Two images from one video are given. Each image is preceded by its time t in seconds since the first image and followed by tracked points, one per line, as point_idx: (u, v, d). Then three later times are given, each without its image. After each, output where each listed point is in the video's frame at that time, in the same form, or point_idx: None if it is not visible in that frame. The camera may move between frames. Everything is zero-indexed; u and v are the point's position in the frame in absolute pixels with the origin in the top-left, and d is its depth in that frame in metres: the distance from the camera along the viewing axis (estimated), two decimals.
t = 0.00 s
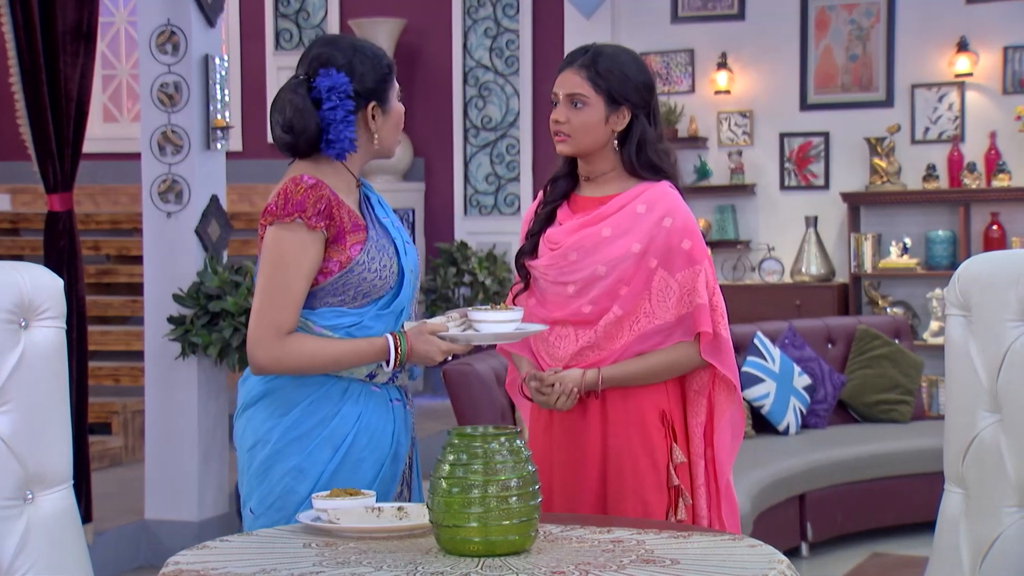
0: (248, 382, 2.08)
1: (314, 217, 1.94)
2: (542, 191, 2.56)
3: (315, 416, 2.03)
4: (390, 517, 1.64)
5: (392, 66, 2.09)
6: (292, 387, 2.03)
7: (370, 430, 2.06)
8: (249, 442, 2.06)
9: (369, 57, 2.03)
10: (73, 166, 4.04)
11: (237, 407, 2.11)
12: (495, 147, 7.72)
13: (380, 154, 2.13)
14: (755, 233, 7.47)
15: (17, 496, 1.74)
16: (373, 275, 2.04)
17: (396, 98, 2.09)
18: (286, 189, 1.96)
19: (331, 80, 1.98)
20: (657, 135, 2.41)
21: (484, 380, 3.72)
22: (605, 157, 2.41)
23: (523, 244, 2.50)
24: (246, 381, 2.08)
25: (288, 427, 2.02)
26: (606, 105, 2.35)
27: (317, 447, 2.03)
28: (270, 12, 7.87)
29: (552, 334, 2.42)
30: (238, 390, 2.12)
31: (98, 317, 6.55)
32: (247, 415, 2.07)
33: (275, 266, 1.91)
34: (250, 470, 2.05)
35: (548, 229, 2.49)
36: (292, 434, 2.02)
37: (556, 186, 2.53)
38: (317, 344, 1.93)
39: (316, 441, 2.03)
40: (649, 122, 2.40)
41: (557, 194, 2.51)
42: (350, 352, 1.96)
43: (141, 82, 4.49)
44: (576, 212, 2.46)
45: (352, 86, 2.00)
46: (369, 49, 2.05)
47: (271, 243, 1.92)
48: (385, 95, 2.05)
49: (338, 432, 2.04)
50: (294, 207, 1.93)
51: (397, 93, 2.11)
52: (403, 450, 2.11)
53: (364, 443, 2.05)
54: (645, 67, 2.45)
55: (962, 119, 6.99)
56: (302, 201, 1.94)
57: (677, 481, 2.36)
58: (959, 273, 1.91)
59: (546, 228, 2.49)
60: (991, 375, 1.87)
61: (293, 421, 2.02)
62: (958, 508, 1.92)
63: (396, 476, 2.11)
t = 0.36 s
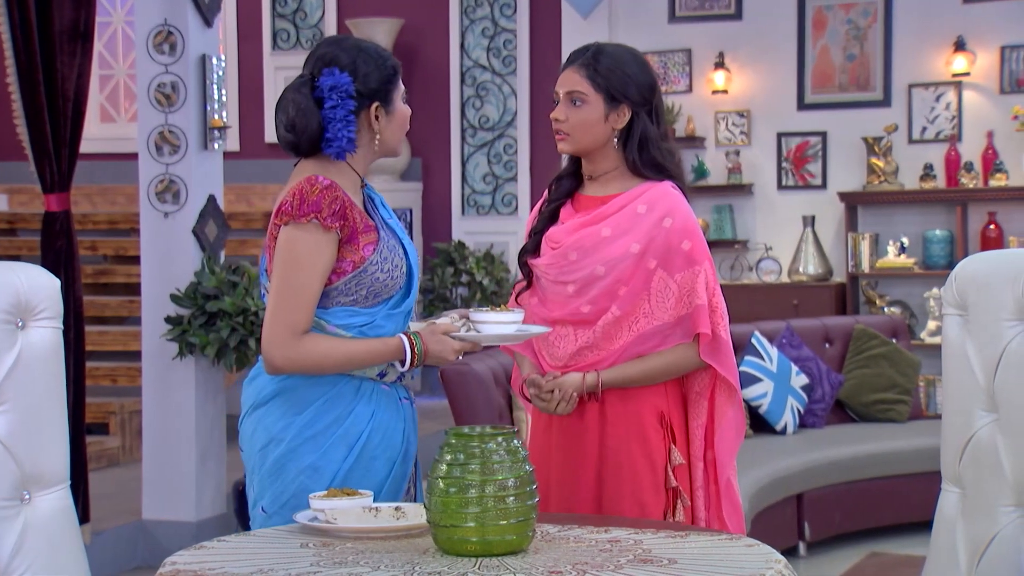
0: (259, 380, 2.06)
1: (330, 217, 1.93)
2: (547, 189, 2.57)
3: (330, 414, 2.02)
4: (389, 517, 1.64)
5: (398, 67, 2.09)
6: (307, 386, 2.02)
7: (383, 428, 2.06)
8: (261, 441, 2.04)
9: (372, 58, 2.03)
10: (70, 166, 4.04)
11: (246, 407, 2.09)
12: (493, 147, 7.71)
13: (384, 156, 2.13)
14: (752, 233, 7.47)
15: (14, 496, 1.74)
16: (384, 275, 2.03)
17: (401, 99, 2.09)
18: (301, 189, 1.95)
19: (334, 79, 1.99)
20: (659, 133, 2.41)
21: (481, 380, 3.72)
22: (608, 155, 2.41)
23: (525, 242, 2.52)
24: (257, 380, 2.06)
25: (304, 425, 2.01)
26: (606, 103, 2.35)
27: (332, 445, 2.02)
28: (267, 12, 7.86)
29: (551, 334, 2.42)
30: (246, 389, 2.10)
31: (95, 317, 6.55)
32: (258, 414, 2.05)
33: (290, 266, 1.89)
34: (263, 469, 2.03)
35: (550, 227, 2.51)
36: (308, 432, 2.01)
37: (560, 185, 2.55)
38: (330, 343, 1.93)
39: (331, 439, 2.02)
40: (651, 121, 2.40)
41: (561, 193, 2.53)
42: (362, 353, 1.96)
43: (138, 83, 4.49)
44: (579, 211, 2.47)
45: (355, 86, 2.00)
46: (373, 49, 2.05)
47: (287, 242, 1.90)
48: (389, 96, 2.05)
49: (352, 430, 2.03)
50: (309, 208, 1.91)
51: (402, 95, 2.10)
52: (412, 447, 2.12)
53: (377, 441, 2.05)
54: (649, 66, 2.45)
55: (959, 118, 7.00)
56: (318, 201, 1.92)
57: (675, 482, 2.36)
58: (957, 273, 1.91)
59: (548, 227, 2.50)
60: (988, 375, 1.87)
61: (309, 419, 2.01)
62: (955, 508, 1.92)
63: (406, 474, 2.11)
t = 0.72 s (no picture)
0: (258, 378, 2.05)
1: (321, 218, 1.93)
2: (545, 188, 2.57)
3: (327, 415, 2.01)
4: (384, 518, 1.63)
5: (399, 77, 2.03)
6: (304, 386, 2.01)
7: (381, 429, 2.05)
8: (259, 440, 2.04)
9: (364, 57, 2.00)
10: (67, 165, 4.03)
11: (245, 406, 2.08)
12: (491, 147, 7.70)
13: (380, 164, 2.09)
14: (751, 233, 7.46)
15: (6, 498, 1.73)
16: (381, 275, 2.03)
17: (397, 109, 2.03)
18: (292, 191, 1.95)
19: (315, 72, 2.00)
20: (659, 132, 2.40)
21: (478, 380, 3.70)
22: (607, 155, 2.41)
23: (523, 241, 2.52)
24: (256, 378, 2.05)
25: (300, 425, 2.00)
26: (606, 101, 2.34)
27: (329, 445, 2.01)
28: (266, 12, 7.86)
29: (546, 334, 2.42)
30: (246, 389, 2.09)
31: (94, 317, 6.54)
32: (256, 414, 2.05)
33: (283, 269, 1.89)
34: (260, 468, 2.03)
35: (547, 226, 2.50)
36: (304, 432, 2.01)
37: (558, 185, 2.55)
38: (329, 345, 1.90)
39: (328, 439, 2.01)
40: (651, 119, 2.40)
41: (559, 192, 2.52)
42: (366, 358, 1.93)
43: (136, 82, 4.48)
44: (576, 210, 2.47)
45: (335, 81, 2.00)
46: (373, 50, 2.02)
47: (280, 246, 1.91)
48: (376, 101, 2.00)
49: (349, 431, 2.02)
50: (301, 209, 1.92)
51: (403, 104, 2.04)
52: (410, 446, 2.11)
53: (374, 442, 2.04)
54: (649, 66, 2.45)
55: (958, 118, 7.00)
56: (309, 202, 1.93)
57: (669, 485, 2.35)
58: (952, 272, 1.91)
59: (545, 226, 2.50)
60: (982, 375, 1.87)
61: (305, 419, 2.01)
62: (949, 509, 1.92)
63: (404, 475, 2.10)
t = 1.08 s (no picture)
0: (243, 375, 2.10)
1: (296, 220, 1.95)
2: (545, 187, 2.56)
3: (289, 412, 2.01)
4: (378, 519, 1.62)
5: (388, 91, 1.98)
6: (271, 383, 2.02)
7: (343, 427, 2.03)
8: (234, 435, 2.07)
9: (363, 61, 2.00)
10: (69, 165, 4.03)
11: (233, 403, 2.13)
12: (496, 147, 7.69)
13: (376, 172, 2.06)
14: (756, 233, 7.45)
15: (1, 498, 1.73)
16: (354, 276, 2.00)
17: (377, 122, 1.98)
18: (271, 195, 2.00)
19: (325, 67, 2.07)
20: (662, 131, 2.40)
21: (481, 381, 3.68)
22: (611, 154, 2.40)
23: (523, 239, 2.51)
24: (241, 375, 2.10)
25: (262, 421, 2.02)
26: (612, 100, 2.34)
27: (288, 442, 2.01)
28: (271, 12, 7.86)
29: (546, 332, 2.41)
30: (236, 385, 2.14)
31: (98, 317, 6.54)
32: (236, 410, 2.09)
33: (260, 271, 1.93)
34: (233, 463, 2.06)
35: (546, 225, 2.49)
36: (267, 428, 2.02)
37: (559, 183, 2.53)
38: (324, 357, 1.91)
39: (289, 436, 2.01)
40: (656, 118, 2.39)
41: (560, 191, 2.51)
42: (358, 384, 1.90)
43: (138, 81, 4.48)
44: (577, 208, 2.45)
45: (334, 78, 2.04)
46: (378, 57, 2.00)
47: (258, 249, 1.96)
48: (356, 110, 1.99)
49: (310, 429, 2.02)
50: (275, 212, 1.95)
51: (387, 120, 1.98)
52: (383, 449, 2.07)
53: (337, 441, 2.03)
54: (654, 64, 2.44)
55: (964, 118, 6.97)
56: (283, 204, 1.96)
57: (668, 486, 2.34)
58: (951, 272, 1.90)
59: (545, 224, 2.49)
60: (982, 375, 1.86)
61: (268, 416, 2.02)
62: (948, 510, 1.90)
63: (375, 477, 2.07)
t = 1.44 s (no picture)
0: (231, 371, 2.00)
1: (308, 218, 1.83)
2: (547, 186, 2.55)
3: (263, 414, 1.89)
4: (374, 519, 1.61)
5: (395, 70, 1.89)
6: (250, 381, 1.91)
7: (319, 434, 1.88)
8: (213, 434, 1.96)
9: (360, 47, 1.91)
10: (73, 164, 4.03)
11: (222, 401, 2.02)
12: (503, 147, 7.67)
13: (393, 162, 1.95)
14: (764, 233, 7.42)
15: None
16: (338, 282, 1.87)
17: (391, 102, 1.88)
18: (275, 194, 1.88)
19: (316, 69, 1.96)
20: (670, 130, 2.40)
21: (485, 380, 3.66)
22: (620, 153, 2.39)
23: (525, 238, 2.48)
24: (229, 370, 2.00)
25: (237, 422, 1.90)
26: (621, 100, 2.34)
27: (260, 445, 1.88)
28: (278, 12, 7.86)
29: (553, 330, 2.39)
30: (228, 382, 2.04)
31: (104, 317, 6.55)
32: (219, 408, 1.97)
33: (280, 274, 1.81)
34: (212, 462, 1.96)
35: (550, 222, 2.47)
36: (242, 429, 1.90)
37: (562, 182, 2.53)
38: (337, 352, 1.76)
39: (262, 439, 1.89)
40: (663, 117, 2.39)
41: (564, 189, 2.50)
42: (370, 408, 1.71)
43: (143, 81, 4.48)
44: (583, 205, 2.44)
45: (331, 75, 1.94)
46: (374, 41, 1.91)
47: (276, 250, 1.83)
48: (366, 94, 1.88)
49: (283, 434, 1.88)
50: (285, 209, 1.82)
51: (400, 98, 1.89)
52: (359, 461, 1.90)
53: (312, 447, 1.88)
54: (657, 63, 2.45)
55: (973, 117, 6.95)
56: (292, 202, 1.83)
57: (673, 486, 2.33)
58: (952, 271, 1.88)
59: (549, 222, 2.47)
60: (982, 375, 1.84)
61: (243, 416, 1.90)
62: (948, 511, 1.89)
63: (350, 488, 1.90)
